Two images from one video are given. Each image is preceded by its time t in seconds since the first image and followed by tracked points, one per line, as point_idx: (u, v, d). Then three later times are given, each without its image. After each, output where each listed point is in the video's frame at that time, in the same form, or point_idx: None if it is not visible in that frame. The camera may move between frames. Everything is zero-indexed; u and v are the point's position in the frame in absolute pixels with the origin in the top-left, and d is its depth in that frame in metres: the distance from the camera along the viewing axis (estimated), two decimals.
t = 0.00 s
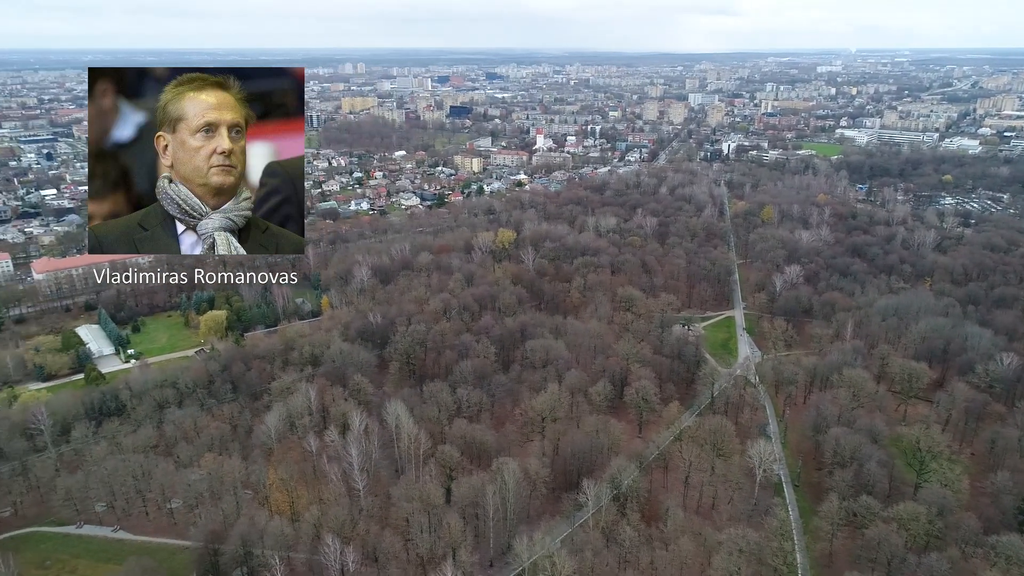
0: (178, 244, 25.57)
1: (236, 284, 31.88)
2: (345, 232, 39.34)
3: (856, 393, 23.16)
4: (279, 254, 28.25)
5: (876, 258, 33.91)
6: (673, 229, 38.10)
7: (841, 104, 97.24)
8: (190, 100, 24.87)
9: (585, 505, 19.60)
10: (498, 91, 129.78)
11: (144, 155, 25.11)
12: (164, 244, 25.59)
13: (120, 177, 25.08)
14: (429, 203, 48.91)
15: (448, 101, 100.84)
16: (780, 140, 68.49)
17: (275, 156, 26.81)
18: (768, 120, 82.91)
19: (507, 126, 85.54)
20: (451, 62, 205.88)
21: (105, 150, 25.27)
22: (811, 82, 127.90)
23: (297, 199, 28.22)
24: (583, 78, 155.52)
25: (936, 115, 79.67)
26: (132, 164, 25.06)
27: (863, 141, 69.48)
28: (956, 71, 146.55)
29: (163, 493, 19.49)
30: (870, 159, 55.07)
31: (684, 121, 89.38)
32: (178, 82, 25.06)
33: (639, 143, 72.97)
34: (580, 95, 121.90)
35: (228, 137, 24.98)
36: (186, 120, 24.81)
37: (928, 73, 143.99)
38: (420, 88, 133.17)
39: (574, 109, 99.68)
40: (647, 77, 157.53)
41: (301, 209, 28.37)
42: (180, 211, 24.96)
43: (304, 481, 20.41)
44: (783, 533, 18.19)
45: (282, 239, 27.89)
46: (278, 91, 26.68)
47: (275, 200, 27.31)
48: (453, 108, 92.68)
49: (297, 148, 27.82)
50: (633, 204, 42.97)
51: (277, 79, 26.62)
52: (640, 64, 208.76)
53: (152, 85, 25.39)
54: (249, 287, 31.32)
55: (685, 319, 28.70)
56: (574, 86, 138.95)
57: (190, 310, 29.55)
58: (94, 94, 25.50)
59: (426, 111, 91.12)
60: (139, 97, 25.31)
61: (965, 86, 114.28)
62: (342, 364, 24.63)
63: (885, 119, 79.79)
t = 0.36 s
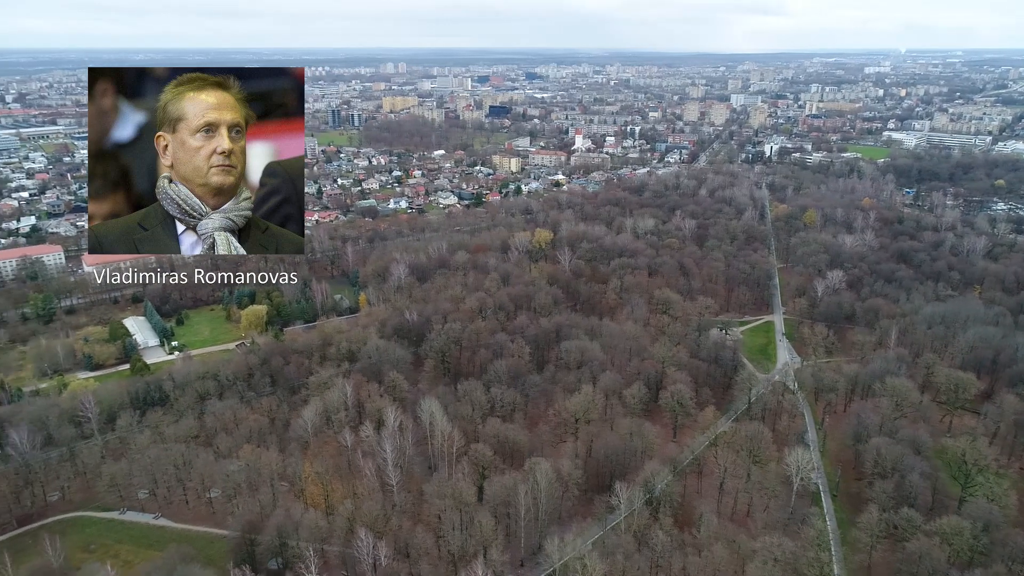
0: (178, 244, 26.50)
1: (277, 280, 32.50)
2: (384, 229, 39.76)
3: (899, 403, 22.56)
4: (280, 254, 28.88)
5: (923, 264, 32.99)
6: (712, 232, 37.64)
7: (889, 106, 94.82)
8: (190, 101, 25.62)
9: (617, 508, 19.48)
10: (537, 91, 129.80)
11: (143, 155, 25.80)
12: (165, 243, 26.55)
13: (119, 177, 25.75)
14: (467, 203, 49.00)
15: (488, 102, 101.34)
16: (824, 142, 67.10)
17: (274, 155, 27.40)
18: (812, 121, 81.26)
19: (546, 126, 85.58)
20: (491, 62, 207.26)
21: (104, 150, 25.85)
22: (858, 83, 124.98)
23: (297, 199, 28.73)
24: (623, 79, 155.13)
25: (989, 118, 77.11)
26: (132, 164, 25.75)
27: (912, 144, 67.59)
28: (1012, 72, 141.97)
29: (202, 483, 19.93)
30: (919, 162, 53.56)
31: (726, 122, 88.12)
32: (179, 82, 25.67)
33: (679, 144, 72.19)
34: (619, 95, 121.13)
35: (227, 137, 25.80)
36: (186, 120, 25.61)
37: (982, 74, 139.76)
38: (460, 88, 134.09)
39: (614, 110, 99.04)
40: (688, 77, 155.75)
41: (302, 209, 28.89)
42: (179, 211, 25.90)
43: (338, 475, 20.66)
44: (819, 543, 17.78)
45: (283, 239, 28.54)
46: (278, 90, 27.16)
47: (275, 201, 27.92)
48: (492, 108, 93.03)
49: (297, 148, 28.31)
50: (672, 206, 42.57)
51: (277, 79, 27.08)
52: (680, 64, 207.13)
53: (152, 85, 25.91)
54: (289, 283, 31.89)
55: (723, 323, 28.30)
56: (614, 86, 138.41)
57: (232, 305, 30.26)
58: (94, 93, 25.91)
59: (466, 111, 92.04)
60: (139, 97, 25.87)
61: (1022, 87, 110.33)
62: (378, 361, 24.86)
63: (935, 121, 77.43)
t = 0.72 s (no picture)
0: (178, 244, 27.48)
1: (314, 276, 32.97)
2: (420, 228, 40.10)
3: (942, 413, 21.96)
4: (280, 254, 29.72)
5: (969, 271, 32.07)
6: (751, 235, 37.14)
7: (937, 108, 92.28)
8: (190, 102, 26.61)
9: (648, 512, 19.33)
10: (575, 91, 129.71)
11: (143, 155, 26.82)
12: (164, 243, 27.47)
13: (120, 177, 26.76)
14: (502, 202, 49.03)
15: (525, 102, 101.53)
16: (868, 145, 65.64)
17: (274, 155, 28.39)
18: (856, 123, 79.56)
19: (583, 126, 85.46)
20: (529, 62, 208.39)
21: (106, 151, 26.87)
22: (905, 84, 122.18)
23: (297, 199, 29.69)
24: (661, 79, 153.93)
25: None
26: (132, 165, 26.76)
27: (960, 147, 65.67)
28: None
29: (239, 474, 20.30)
30: (968, 166, 52.03)
31: (766, 123, 86.77)
32: (179, 83, 26.68)
33: (717, 145, 71.33)
34: (657, 96, 120.28)
35: (228, 137, 26.83)
36: (187, 121, 26.61)
37: None
38: (497, 88, 134.66)
39: (651, 111, 98.34)
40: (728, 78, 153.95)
41: (301, 209, 29.84)
42: (179, 211, 26.87)
43: (371, 471, 20.88)
44: (856, 555, 17.40)
45: (282, 239, 29.43)
46: (278, 91, 28.16)
47: (275, 201, 28.86)
48: (529, 108, 93.13)
49: (297, 148, 29.29)
50: (709, 208, 42.13)
51: (277, 79, 28.04)
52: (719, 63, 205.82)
53: (152, 86, 26.93)
54: (326, 279, 32.30)
55: (760, 327, 27.87)
56: (651, 86, 137.52)
57: (270, 300, 30.80)
58: (94, 94, 27.02)
59: (503, 111, 92.54)
60: (139, 98, 26.89)
61: None
62: (411, 358, 25.04)
63: (986, 123, 75.10)
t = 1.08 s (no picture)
0: (178, 244, 27.46)
1: (352, 273, 33.39)
2: (457, 227, 40.31)
3: (990, 425, 21.28)
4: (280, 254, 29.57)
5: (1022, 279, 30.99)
6: (792, 239, 36.51)
7: (991, 110, 89.33)
8: (190, 101, 26.54)
9: (681, 517, 19.09)
10: (615, 92, 129.38)
11: (143, 156, 26.77)
12: (165, 242, 27.49)
13: (119, 177, 26.76)
14: (540, 202, 49.04)
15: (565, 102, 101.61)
16: (916, 148, 63.91)
17: (274, 155, 28.20)
18: (904, 125, 77.52)
19: (622, 126, 85.16)
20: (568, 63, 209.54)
21: (105, 151, 26.84)
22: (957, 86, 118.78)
23: (297, 199, 29.50)
24: (701, 79, 152.29)
25: None
26: (132, 165, 26.74)
27: (1015, 150, 63.46)
28: None
29: (277, 466, 20.63)
30: None
31: (810, 125, 85.20)
32: (178, 82, 26.64)
33: (759, 147, 70.22)
34: (699, 96, 119.07)
35: (228, 137, 26.74)
36: (187, 120, 26.55)
37: None
38: (536, 88, 134.84)
39: (692, 111, 97.34)
40: (772, 78, 151.63)
41: (302, 209, 29.62)
42: (179, 211, 26.84)
43: (404, 467, 21.06)
44: (896, 567, 16.94)
45: (282, 239, 29.25)
46: (278, 90, 28.01)
47: (275, 201, 28.70)
48: (568, 109, 93.08)
49: (298, 148, 29.10)
50: (750, 211, 41.51)
51: (277, 78, 27.91)
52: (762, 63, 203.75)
53: (152, 86, 26.88)
54: (364, 276, 32.69)
55: (800, 333, 27.36)
56: (692, 87, 136.14)
57: (309, 296, 31.27)
58: (95, 94, 27.01)
59: (541, 112, 93.08)
60: (139, 97, 26.83)
61: None
62: (446, 356, 25.16)
63: None
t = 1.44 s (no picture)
0: (179, 244, 27.26)
1: (389, 270, 33.76)
2: (493, 226, 40.41)
3: None
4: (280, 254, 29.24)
5: None
6: (834, 243, 35.80)
7: None
8: (190, 101, 26.11)
9: (715, 523, 18.82)
10: (655, 92, 128.72)
11: (143, 156, 26.44)
12: (165, 243, 27.32)
13: (119, 177, 26.48)
14: (577, 203, 49.00)
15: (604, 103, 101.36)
16: (967, 151, 62.06)
17: (274, 155, 27.75)
18: (955, 128, 75.33)
19: (661, 127, 84.58)
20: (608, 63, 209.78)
21: (105, 151, 26.50)
22: (1012, 87, 115.04)
23: (297, 199, 29.10)
24: (742, 80, 150.38)
25: None
26: (132, 165, 26.41)
27: None
28: None
29: (312, 459, 20.89)
30: None
31: (856, 127, 83.42)
32: (179, 83, 26.16)
33: (802, 149, 68.96)
34: (740, 97, 117.61)
35: (228, 137, 26.34)
36: (187, 120, 26.15)
37: None
38: (575, 88, 134.77)
39: (732, 112, 96.08)
40: (817, 79, 148.98)
41: (302, 209, 29.22)
42: (180, 211, 26.60)
43: (438, 464, 21.19)
44: None
45: (282, 239, 28.91)
46: (278, 91, 27.45)
47: (275, 201, 28.32)
48: (607, 109, 92.81)
49: (298, 148, 28.60)
50: (791, 214, 40.82)
51: (276, 79, 27.32)
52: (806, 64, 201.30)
53: (152, 85, 26.42)
54: (401, 273, 32.98)
55: (841, 339, 26.78)
56: (733, 88, 134.45)
57: (347, 292, 31.71)
58: (95, 94, 26.60)
59: (580, 112, 93.16)
60: (139, 97, 26.43)
61: None
62: (481, 355, 25.23)
63: None
